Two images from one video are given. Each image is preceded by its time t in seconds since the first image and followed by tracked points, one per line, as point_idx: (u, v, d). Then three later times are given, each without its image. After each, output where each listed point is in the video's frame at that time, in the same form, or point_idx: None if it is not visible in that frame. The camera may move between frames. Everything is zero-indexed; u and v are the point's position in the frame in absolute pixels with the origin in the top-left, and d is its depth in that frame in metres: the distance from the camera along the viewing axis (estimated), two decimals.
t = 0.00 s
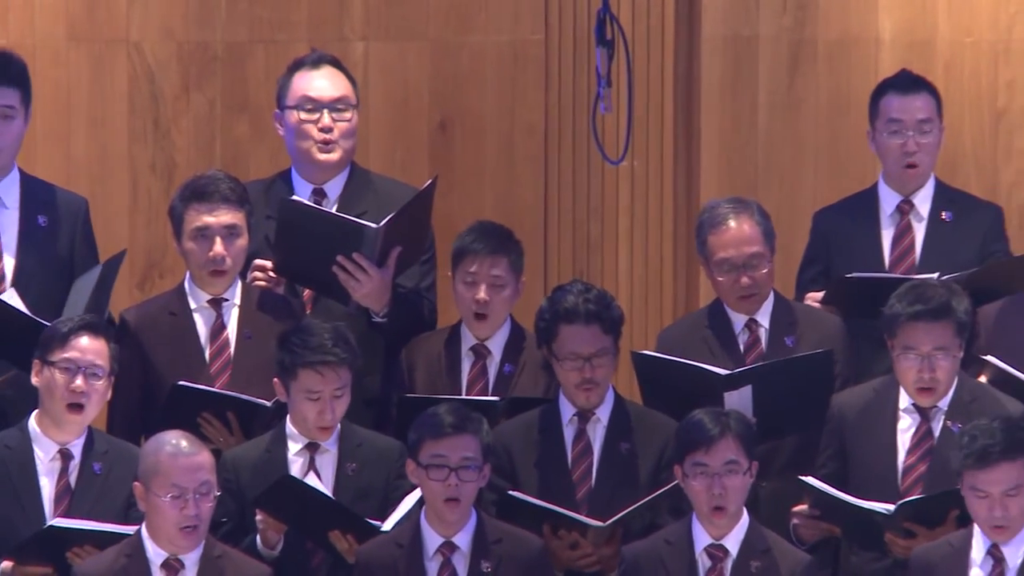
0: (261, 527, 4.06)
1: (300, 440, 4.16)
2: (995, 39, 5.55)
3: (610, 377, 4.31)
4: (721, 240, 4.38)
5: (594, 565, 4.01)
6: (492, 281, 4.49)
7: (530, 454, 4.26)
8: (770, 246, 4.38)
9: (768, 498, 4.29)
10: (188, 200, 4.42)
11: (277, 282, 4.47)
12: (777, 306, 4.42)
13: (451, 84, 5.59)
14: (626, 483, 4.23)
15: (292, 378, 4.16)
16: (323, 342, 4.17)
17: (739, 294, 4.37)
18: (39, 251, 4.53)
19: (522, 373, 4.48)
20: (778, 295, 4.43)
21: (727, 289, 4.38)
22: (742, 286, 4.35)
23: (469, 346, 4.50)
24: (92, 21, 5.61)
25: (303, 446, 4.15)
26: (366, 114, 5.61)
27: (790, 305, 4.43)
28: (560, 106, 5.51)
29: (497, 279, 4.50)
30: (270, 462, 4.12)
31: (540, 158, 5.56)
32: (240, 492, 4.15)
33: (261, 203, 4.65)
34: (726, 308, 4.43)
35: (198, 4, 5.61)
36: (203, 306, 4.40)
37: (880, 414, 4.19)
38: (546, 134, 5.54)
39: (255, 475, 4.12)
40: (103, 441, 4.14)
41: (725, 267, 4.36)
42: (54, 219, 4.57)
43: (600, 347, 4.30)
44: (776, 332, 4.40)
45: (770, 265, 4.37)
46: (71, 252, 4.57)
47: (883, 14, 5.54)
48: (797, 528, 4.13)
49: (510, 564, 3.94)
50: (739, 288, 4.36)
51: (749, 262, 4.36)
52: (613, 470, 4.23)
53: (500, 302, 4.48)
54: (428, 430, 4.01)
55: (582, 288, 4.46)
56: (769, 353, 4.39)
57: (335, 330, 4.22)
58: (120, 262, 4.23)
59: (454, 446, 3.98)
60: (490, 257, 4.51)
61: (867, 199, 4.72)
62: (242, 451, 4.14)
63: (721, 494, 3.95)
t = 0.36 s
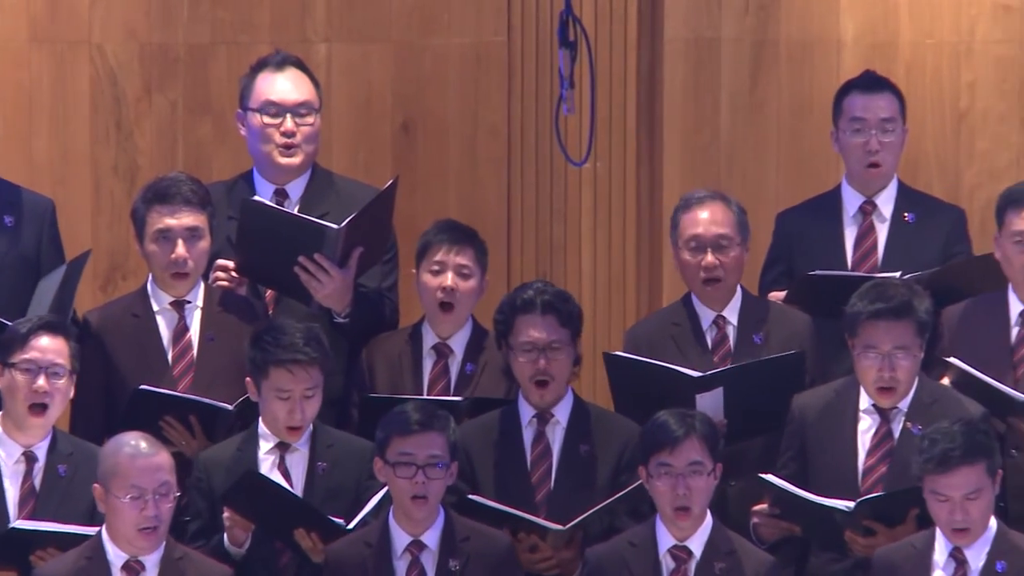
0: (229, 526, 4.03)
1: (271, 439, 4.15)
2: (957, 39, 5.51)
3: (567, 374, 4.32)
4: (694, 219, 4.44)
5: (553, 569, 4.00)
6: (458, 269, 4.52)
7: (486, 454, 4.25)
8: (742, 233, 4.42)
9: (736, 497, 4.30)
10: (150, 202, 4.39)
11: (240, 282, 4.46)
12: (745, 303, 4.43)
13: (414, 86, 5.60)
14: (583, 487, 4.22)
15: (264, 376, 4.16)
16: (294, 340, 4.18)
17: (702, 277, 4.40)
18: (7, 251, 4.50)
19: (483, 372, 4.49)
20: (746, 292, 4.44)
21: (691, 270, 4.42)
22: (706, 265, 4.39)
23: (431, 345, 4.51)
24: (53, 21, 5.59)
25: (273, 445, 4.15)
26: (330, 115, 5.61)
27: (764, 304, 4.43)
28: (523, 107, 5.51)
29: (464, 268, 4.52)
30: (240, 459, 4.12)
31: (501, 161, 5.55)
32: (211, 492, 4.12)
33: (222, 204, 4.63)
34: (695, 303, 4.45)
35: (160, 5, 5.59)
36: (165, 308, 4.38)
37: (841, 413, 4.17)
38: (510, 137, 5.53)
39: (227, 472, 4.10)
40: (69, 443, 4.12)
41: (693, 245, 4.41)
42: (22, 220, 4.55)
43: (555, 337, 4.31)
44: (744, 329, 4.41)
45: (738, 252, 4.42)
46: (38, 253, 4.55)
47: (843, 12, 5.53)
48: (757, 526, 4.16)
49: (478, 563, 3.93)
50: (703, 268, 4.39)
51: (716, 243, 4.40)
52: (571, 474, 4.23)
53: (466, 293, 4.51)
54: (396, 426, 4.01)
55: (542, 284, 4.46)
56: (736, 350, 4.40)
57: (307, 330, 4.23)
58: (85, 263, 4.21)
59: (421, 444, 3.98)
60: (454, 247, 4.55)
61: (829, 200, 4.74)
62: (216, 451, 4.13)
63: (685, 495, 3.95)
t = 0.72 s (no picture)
0: (178, 526, 4.02)
1: (225, 439, 4.15)
2: (903, 40, 5.51)
3: (509, 371, 4.32)
4: (657, 212, 4.48)
5: (498, 568, 4.02)
6: (403, 262, 4.52)
7: (429, 454, 4.25)
8: (703, 228, 4.46)
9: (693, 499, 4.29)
10: (99, 203, 4.37)
11: (187, 281, 4.47)
12: (705, 302, 4.43)
13: (364, 87, 5.59)
14: (526, 487, 4.22)
15: (219, 371, 4.17)
16: (250, 337, 4.18)
17: (662, 265, 4.43)
18: None
19: (427, 369, 4.50)
20: (707, 294, 4.44)
21: (652, 258, 4.44)
22: (666, 253, 4.42)
23: (373, 343, 4.50)
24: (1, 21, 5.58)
25: (227, 444, 4.14)
26: (279, 119, 5.60)
27: (725, 305, 4.42)
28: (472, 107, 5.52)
29: (407, 260, 4.52)
30: (194, 460, 4.12)
31: (450, 162, 5.55)
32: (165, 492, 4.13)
33: (170, 204, 4.63)
34: (656, 302, 4.47)
35: (108, 6, 5.58)
36: (114, 309, 4.36)
37: (783, 412, 4.13)
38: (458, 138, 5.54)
39: (181, 472, 4.11)
40: (12, 442, 4.09)
41: (654, 234, 4.44)
42: None
43: (498, 336, 4.32)
44: (704, 328, 4.41)
45: (699, 246, 4.45)
46: None
47: (791, 16, 5.53)
48: (701, 526, 4.16)
49: (435, 561, 3.92)
50: (663, 257, 4.42)
51: (677, 234, 4.44)
52: (515, 476, 4.23)
53: (410, 286, 4.51)
54: (351, 425, 4.00)
55: (485, 284, 4.47)
56: (696, 350, 4.41)
57: (263, 326, 4.23)
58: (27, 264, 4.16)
59: (376, 441, 3.97)
60: (397, 240, 4.55)
61: (778, 201, 4.75)
62: (172, 453, 4.14)
63: (632, 494, 3.95)
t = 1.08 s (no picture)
0: (116, 527, 4.05)
1: (167, 437, 4.13)
2: (842, 38, 5.50)
3: (455, 372, 4.31)
4: (620, 211, 4.44)
5: (446, 566, 4.00)
6: (333, 275, 4.47)
7: (375, 453, 4.24)
8: (665, 231, 4.43)
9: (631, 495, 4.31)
10: (37, 202, 4.33)
11: (126, 281, 4.42)
12: (665, 304, 4.42)
13: (300, 87, 5.58)
14: (470, 487, 4.21)
15: (162, 364, 4.15)
16: (193, 331, 4.17)
17: (622, 265, 4.40)
18: None
19: (363, 366, 4.47)
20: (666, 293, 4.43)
21: (612, 257, 4.41)
22: (627, 254, 4.39)
23: (307, 342, 4.46)
24: None
25: (170, 443, 4.13)
26: (215, 121, 5.59)
27: (682, 303, 4.42)
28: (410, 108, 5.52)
29: (339, 273, 4.47)
30: (136, 461, 4.11)
31: (389, 161, 5.53)
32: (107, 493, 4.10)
33: (107, 206, 4.60)
34: (616, 300, 4.46)
35: (45, 6, 5.56)
36: (53, 308, 4.32)
37: (722, 412, 4.11)
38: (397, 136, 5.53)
39: (125, 474, 4.09)
40: None
41: (615, 235, 4.41)
42: None
43: (443, 337, 4.30)
44: (662, 329, 4.40)
45: (660, 248, 4.42)
46: None
47: (729, 14, 5.54)
48: (640, 526, 4.15)
49: (381, 560, 3.92)
50: (624, 257, 4.39)
51: (639, 235, 4.40)
52: (459, 472, 4.22)
53: (341, 298, 4.46)
54: (296, 427, 3.99)
55: (427, 283, 4.44)
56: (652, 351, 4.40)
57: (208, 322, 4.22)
58: None
59: (323, 442, 3.96)
60: (330, 251, 4.48)
61: (718, 200, 4.76)
62: (113, 454, 4.12)
63: (571, 494, 3.95)
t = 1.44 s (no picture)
0: (55, 531, 4.02)
1: (107, 436, 4.11)
2: (780, 38, 5.52)
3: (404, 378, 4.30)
4: (582, 212, 4.45)
5: (392, 564, 4.01)
6: (274, 274, 4.45)
7: (323, 453, 4.23)
8: (626, 234, 4.44)
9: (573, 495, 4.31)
10: None
11: (65, 279, 4.41)
12: (621, 305, 4.42)
13: (240, 87, 5.57)
14: (420, 485, 4.21)
15: (104, 357, 4.14)
16: (138, 327, 4.16)
17: (582, 267, 4.40)
18: None
19: (304, 369, 4.45)
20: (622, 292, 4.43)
21: (572, 259, 4.42)
22: (588, 256, 4.40)
23: (249, 343, 4.45)
24: None
25: (110, 442, 4.10)
26: (155, 121, 5.59)
27: (634, 303, 4.42)
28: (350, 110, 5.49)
29: (279, 272, 4.45)
30: (76, 463, 4.08)
31: (330, 161, 5.54)
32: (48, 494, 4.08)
33: (47, 206, 4.57)
34: (572, 301, 4.46)
35: None
36: None
37: (664, 410, 4.12)
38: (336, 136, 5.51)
39: (67, 476, 4.06)
40: None
41: (577, 236, 4.41)
42: None
43: (392, 347, 4.28)
44: (617, 330, 4.40)
45: (621, 251, 4.43)
46: None
47: (669, 16, 5.55)
48: (583, 531, 4.11)
49: (322, 562, 3.90)
50: (585, 259, 4.40)
51: (600, 238, 4.41)
52: (406, 473, 4.22)
53: (280, 299, 4.44)
54: (238, 427, 3.98)
55: (375, 287, 4.42)
56: (607, 350, 4.40)
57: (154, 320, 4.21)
58: None
59: (265, 442, 3.96)
60: (268, 251, 4.46)
61: (661, 199, 4.78)
62: (54, 456, 4.09)
63: (512, 494, 3.94)
